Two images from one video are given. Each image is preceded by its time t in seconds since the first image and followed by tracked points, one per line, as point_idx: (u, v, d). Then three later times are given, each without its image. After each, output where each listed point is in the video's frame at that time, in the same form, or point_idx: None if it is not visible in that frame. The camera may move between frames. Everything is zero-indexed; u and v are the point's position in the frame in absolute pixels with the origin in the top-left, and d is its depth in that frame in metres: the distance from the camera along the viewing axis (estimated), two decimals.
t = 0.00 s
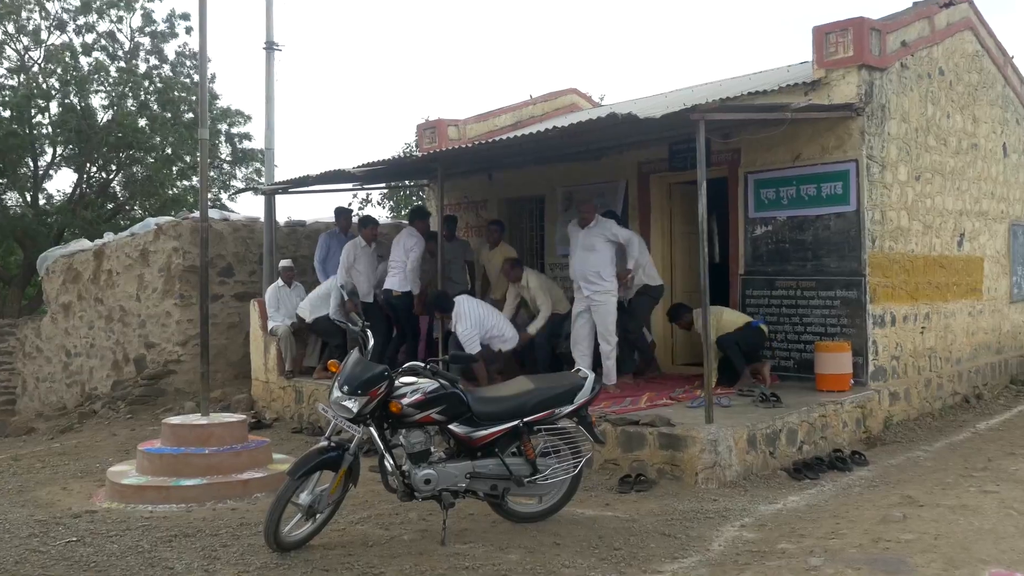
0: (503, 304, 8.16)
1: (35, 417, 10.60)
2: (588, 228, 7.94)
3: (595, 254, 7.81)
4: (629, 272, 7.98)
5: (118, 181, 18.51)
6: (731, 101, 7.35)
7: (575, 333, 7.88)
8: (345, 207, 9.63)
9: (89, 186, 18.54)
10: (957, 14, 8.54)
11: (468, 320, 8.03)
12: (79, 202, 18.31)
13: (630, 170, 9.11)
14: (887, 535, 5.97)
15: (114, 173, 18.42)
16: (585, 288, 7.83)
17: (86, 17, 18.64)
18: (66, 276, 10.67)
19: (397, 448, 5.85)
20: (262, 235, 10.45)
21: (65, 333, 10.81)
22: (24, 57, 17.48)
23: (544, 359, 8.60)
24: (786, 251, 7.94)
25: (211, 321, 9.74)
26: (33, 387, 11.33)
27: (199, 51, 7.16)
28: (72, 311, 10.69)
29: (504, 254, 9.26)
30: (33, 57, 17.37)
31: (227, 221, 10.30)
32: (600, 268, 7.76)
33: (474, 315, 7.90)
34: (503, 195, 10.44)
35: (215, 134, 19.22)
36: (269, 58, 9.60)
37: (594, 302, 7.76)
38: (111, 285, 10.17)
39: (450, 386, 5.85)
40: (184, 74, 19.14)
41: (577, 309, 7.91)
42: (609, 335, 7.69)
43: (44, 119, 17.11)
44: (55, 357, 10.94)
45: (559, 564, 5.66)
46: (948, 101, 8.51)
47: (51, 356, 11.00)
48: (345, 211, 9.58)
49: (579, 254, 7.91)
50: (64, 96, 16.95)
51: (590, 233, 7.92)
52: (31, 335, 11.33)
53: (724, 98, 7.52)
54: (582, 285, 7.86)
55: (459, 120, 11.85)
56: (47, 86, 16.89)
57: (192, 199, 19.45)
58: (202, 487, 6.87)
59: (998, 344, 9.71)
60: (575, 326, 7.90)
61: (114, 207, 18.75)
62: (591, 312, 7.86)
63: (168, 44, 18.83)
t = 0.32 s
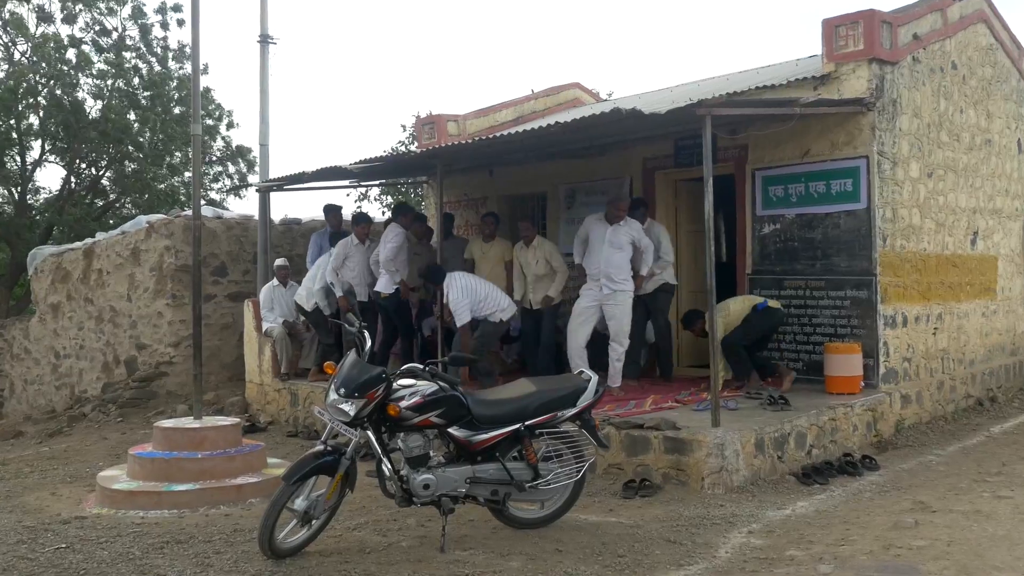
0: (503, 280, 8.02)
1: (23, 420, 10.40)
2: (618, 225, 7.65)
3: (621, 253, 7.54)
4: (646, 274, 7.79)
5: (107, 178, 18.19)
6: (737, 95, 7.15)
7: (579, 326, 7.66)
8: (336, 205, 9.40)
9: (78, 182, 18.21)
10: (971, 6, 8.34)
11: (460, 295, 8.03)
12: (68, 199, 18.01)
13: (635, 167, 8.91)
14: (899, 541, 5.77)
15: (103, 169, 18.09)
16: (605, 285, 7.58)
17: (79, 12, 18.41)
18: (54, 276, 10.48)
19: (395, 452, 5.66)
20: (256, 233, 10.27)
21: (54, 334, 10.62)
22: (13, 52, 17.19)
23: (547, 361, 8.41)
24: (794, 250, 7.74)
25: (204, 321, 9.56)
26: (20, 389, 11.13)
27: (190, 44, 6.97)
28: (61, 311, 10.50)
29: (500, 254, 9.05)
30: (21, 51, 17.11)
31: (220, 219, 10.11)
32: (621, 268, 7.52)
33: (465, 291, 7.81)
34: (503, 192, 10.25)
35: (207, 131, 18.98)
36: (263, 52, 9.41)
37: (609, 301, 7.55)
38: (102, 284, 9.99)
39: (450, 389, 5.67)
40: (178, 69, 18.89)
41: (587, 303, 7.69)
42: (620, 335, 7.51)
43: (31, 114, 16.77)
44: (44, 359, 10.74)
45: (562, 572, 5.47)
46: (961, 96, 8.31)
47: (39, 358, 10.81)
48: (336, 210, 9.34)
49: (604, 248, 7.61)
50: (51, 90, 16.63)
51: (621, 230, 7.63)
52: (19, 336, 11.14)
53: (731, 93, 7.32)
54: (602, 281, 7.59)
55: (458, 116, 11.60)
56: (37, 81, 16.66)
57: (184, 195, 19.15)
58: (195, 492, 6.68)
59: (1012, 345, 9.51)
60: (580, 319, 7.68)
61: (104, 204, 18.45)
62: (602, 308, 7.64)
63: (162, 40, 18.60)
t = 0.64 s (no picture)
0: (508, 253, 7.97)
1: (11, 423, 10.21)
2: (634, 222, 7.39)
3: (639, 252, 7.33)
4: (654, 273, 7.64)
5: (97, 174, 17.92)
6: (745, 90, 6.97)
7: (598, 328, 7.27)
8: (331, 204, 9.05)
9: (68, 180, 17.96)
10: None
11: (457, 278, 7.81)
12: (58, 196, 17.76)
13: (640, 163, 8.73)
14: (911, 548, 5.58)
15: (92, 166, 17.81)
16: (623, 284, 7.29)
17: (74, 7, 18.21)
18: (44, 275, 10.30)
19: (393, 457, 5.48)
20: (251, 231, 10.09)
21: (43, 335, 10.43)
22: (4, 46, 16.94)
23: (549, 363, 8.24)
24: (803, 248, 7.55)
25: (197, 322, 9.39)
26: (8, 391, 10.93)
27: (183, 37, 6.79)
28: (51, 311, 10.31)
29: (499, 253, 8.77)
30: (12, 45, 16.89)
31: (214, 217, 9.94)
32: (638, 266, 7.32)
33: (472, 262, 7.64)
34: (504, 189, 10.07)
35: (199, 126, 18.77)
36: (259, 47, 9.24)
37: (627, 301, 7.28)
38: (92, 284, 9.82)
39: (449, 391, 5.49)
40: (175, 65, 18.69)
41: (602, 303, 7.29)
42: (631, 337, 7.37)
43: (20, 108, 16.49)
44: (33, 360, 10.56)
45: None
46: (975, 91, 8.12)
47: (28, 359, 10.62)
48: (331, 211, 9.00)
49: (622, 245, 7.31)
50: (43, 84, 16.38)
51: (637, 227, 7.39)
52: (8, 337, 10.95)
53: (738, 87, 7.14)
54: (620, 280, 7.29)
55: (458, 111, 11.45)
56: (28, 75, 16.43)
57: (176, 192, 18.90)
58: (188, 497, 6.49)
59: None
60: (598, 321, 7.29)
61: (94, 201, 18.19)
62: (620, 309, 7.31)
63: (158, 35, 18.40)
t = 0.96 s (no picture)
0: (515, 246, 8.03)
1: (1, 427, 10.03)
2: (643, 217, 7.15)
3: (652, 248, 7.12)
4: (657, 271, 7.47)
5: (88, 171, 17.74)
6: (752, 84, 6.80)
7: (621, 331, 6.97)
8: (335, 202, 8.83)
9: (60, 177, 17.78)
10: None
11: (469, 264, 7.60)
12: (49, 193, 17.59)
13: (645, 159, 8.56)
14: (922, 554, 5.41)
15: (83, 164, 17.63)
16: (644, 284, 7.03)
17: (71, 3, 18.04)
18: (34, 274, 10.13)
19: (392, 461, 5.31)
20: (246, 230, 9.92)
21: (33, 336, 10.25)
22: None
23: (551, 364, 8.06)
24: (813, 247, 7.37)
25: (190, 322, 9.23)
26: None
27: (177, 31, 6.63)
28: (41, 311, 10.14)
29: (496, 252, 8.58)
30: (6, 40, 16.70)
31: (209, 215, 9.76)
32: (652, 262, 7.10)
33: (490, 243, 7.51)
34: (506, 187, 9.90)
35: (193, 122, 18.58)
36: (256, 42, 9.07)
37: (646, 301, 7.04)
38: (83, 283, 9.67)
39: (449, 394, 5.31)
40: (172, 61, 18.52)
41: (624, 306, 6.96)
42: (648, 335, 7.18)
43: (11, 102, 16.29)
44: (23, 362, 10.38)
45: None
46: (989, 85, 7.94)
47: (18, 360, 10.44)
48: (332, 210, 8.80)
49: (640, 244, 6.99)
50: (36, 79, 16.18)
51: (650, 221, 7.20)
52: None
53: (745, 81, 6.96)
54: (641, 280, 7.01)
55: (459, 106, 11.25)
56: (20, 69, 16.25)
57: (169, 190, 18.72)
58: (181, 503, 6.32)
59: None
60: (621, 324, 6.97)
61: (85, 198, 18.00)
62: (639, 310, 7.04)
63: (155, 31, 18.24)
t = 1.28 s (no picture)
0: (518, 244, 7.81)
1: None
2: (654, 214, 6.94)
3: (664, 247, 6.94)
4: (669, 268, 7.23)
5: (81, 169, 17.57)
6: (761, 78, 6.64)
7: (635, 334, 6.83)
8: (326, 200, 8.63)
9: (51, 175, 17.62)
10: None
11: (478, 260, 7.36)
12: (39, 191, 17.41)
13: (651, 155, 8.40)
14: (935, 560, 5.24)
15: (76, 161, 17.47)
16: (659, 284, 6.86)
17: None
18: (24, 274, 9.95)
19: (392, 464, 5.14)
20: (241, 228, 9.76)
21: (23, 336, 10.08)
22: None
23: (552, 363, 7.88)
24: (823, 245, 7.20)
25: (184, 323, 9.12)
26: None
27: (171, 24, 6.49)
28: (31, 311, 9.95)
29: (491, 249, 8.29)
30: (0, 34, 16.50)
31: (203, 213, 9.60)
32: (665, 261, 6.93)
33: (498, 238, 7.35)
34: (507, 183, 9.73)
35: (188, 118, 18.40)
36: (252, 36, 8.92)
37: (662, 302, 6.87)
38: (75, 283, 9.52)
39: (450, 396, 5.14)
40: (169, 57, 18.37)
41: (638, 308, 6.82)
42: (675, 337, 6.94)
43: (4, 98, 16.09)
44: (13, 363, 10.20)
45: None
46: (1003, 80, 7.77)
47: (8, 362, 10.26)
48: (324, 207, 8.58)
49: (656, 245, 6.80)
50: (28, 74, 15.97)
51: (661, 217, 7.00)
52: None
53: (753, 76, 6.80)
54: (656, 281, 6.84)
55: (460, 101, 11.10)
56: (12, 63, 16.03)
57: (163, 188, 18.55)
58: (176, 507, 6.15)
59: None
60: (635, 327, 6.83)
61: (77, 196, 17.83)
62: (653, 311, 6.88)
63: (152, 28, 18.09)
